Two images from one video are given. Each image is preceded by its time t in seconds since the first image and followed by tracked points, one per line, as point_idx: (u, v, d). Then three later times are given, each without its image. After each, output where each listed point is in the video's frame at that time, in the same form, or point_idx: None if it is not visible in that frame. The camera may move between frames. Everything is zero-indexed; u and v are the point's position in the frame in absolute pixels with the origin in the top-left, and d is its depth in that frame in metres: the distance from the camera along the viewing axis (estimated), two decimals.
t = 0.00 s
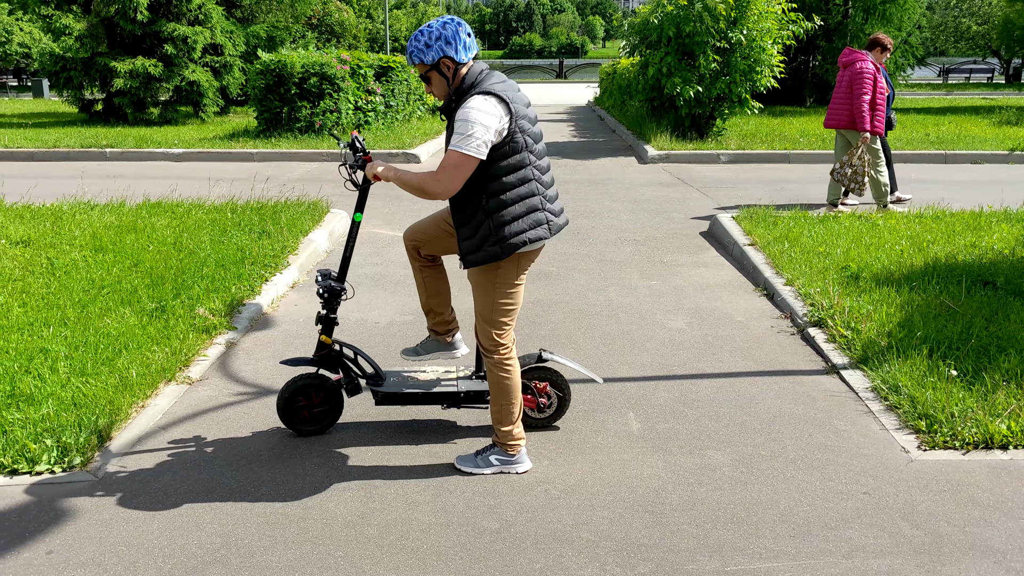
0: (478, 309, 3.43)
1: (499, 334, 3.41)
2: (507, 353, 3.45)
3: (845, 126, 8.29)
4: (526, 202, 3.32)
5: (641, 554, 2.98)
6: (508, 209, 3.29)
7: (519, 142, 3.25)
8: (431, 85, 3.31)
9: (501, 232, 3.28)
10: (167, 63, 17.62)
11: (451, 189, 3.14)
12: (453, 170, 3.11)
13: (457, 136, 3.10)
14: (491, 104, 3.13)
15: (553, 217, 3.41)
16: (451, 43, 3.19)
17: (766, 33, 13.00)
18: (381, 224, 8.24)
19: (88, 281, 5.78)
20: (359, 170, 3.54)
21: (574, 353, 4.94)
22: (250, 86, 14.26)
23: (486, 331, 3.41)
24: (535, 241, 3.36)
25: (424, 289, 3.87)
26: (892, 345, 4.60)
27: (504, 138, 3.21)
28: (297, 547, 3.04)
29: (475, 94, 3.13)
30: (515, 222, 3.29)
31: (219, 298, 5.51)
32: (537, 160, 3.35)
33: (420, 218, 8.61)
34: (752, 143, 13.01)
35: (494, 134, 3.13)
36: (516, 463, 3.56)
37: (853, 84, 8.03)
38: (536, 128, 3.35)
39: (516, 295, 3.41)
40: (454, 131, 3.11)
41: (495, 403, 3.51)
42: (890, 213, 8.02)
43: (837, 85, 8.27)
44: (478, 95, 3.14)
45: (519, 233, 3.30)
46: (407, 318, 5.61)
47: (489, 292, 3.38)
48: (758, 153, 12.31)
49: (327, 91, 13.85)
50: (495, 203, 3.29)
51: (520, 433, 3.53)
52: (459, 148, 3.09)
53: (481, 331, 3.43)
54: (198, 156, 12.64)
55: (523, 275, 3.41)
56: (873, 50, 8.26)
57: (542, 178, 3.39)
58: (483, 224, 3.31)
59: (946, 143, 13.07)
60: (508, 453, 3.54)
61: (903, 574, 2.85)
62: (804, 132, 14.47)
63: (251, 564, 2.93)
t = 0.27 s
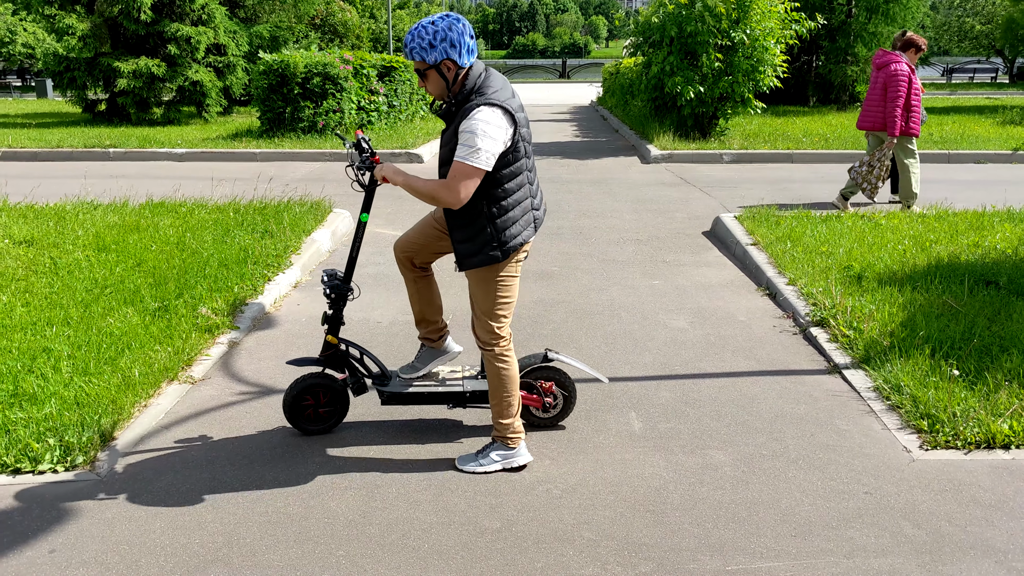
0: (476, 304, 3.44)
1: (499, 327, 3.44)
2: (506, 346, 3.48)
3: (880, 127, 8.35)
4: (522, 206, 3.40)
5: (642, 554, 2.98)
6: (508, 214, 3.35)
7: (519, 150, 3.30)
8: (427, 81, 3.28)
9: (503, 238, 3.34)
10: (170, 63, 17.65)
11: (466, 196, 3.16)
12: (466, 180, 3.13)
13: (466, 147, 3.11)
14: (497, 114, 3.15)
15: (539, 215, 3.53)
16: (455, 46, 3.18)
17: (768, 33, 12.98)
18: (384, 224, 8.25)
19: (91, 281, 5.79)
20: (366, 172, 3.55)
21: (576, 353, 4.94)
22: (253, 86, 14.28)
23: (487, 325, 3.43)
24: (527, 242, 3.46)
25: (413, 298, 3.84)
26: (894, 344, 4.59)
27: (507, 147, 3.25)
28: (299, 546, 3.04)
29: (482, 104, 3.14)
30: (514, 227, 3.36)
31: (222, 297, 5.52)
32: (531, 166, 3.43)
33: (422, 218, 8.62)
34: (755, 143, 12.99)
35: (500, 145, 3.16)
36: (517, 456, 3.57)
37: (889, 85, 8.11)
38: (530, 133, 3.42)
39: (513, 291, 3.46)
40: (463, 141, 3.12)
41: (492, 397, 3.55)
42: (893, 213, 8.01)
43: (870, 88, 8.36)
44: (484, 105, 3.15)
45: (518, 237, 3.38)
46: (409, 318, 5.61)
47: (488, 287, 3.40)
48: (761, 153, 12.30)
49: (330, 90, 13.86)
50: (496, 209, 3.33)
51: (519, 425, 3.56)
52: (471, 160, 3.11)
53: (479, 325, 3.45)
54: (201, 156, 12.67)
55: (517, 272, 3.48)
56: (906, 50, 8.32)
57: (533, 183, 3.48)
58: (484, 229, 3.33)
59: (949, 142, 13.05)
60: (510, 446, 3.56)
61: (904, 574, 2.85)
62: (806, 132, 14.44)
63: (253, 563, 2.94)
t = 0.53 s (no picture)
0: (468, 304, 3.50)
1: (489, 327, 3.49)
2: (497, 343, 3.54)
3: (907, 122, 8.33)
4: (524, 213, 3.46)
5: (644, 553, 2.98)
6: (510, 221, 3.41)
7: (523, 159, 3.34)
8: (436, 90, 3.28)
9: (505, 244, 3.41)
10: (173, 63, 17.67)
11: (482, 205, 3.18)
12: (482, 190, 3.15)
13: (478, 159, 3.14)
14: (505, 127, 3.18)
15: (541, 217, 3.60)
16: (470, 58, 3.21)
17: (771, 32, 12.96)
18: (386, 224, 8.26)
19: (94, 281, 5.80)
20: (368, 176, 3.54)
21: (578, 353, 4.94)
22: (256, 86, 14.30)
23: (479, 325, 3.47)
24: (528, 246, 3.54)
25: (416, 298, 3.86)
26: (896, 344, 4.59)
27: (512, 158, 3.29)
28: (301, 546, 3.05)
29: (492, 118, 3.17)
30: (516, 234, 3.43)
31: (225, 297, 5.53)
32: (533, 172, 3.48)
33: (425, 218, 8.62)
34: (757, 143, 12.98)
35: (508, 158, 3.20)
36: (519, 447, 3.68)
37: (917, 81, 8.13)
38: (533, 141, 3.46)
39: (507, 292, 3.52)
40: (473, 154, 3.15)
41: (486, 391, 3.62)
42: (896, 213, 8.00)
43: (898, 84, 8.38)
44: (494, 119, 3.17)
45: (520, 243, 3.45)
46: (411, 318, 5.62)
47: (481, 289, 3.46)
48: (764, 152, 12.29)
49: (332, 90, 13.87)
50: (498, 217, 3.38)
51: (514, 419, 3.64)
52: (484, 172, 3.14)
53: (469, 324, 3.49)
54: (204, 156, 12.68)
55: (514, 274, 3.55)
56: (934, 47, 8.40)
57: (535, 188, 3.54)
58: (486, 237, 3.39)
59: (952, 142, 13.03)
60: (511, 440, 3.65)
61: (906, 574, 2.85)
62: (809, 132, 14.42)
63: (256, 562, 2.95)
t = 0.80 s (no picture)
0: (461, 307, 3.51)
1: (478, 331, 3.49)
2: (487, 347, 3.54)
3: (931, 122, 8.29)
4: (531, 222, 3.49)
5: (646, 554, 2.99)
6: (517, 227, 3.44)
7: (534, 168, 3.38)
8: (459, 90, 3.29)
9: (510, 250, 3.44)
10: (176, 64, 17.71)
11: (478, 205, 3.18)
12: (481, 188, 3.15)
13: (487, 158, 3.14)
14: (519, 130, 3.20)
15: (546, 228, 3.64)
16: (499, 62, 3.27)
17: (773, 32, 12.96)
18: (388, 224, 8.27)
19: (98, 281, 5.82)
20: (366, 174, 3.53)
21: (580, 353, 4.95)
22: (259, 87, 14.34)
23: (471, 328, 3.48)
24: (532, 255, 3.57)
25: (418, 304, 3.89)
26: (898, 345, 4.59)
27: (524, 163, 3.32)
28: (304, 546, 3.06)
29: (508, 120, 3.19)
30: (522, 241, 3.47)
31: (228, 298, 5.54)
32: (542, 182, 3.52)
33: (427, 218, 8.64)
34: (760, 143, 12.97)
35: (519, 162, 3.22)
36: (520, 447, 3.68)
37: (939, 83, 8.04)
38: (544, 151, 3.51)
39: (501, 298, 3.54)
40: (484, 152, 3.16)
41: (481, 393, 3.63)
42: (898, 213, 7.99)
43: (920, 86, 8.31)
44: (509, 122, 3.20)
45: (524, 251, 3.49)
46: (414, 318, 5.63)
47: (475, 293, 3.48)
48: (766, 153, 12.29)
49: (335, 91, 13.89)
50: (507, 221, 3.41)
51: (513, 421, 3.65)
52: (491, 171, 3.14)
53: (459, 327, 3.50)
54: (207, 156, 12.71)
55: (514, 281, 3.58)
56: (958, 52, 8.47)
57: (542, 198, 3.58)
58: (493, 239, 3.42)
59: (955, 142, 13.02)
60: (513, 440, 3.66)
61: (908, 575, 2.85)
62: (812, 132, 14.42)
63: (259, 563, 2.96)
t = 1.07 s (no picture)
0: (468, 308, 3.53)
1: (482, 332, 3.52)
2: (490, 347, 3.57)
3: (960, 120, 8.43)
4: (545, 218, 3.54)
5: (648, 554, 2.99)
6: (533, 224, 3.48)
7: (549, 166, 3.44)
8: (481, 88, 3.33)
9: (528, 248, 3.49)
10: (178, 64, 17.73)
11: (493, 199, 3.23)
12: (499, 181, 3.21)
13: (508, 154, 3.21)
14: (538, 128, 3.29)
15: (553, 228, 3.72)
16: (523, 65, 3.36)
17: (776, 31, 12.95)
18: (391, 224, 8.28)
19: (100, 281, 5.83)
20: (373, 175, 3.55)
21: (582, 353, 4.95)
22: (261, 87, 14.35)
23: (475, 329, 3.50)
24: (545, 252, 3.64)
25: (422, 313, 3.89)
26: (901, 345, 4.59)
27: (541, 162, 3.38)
28: (306, 546, 3.06)
29: (526, 117, 3.28)
30: (537, 239, 3.52)
31: (230, 297, 5.55)
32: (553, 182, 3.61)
33: (429, 218, 8.65)
34: (762, 143, 12.96)
35: (537, 159, 3.30)
36: (523, 447, 3.69)
37: (967, 82, 8.27)
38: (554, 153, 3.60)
39: (508, 298, 3.59)
40: (503, 148, 3.23)
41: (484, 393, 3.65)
42: (901, 213, 7.99)
43: (948, 88, 8.54)
44: (527, 119, 3.29)
45: (539, 249, 3.55)
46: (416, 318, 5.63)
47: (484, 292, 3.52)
48: (768, 153, 12.28)
49: (338, 91, 13.90)
50: (525, 219, 3.44)
51: (516, 422, 3.67)
52: (512, 166, 3.21)
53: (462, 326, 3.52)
54: (210, 156, 12.73)
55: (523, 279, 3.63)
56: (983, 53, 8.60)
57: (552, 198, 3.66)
58: (512, 238, 3.45)
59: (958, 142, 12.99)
60: (515, 440, 3.67)
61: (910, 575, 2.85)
62: (814, 132, 14.41)
63: (261, 562, 2.96)
